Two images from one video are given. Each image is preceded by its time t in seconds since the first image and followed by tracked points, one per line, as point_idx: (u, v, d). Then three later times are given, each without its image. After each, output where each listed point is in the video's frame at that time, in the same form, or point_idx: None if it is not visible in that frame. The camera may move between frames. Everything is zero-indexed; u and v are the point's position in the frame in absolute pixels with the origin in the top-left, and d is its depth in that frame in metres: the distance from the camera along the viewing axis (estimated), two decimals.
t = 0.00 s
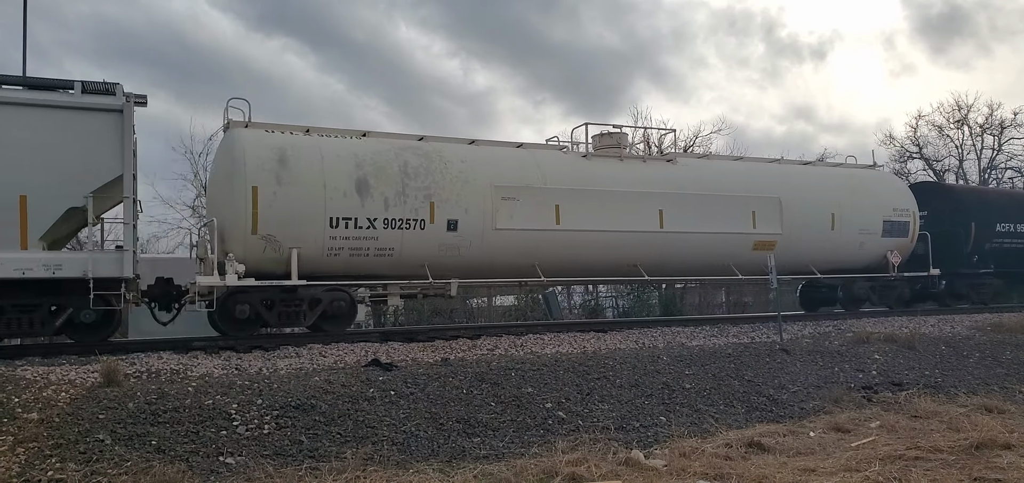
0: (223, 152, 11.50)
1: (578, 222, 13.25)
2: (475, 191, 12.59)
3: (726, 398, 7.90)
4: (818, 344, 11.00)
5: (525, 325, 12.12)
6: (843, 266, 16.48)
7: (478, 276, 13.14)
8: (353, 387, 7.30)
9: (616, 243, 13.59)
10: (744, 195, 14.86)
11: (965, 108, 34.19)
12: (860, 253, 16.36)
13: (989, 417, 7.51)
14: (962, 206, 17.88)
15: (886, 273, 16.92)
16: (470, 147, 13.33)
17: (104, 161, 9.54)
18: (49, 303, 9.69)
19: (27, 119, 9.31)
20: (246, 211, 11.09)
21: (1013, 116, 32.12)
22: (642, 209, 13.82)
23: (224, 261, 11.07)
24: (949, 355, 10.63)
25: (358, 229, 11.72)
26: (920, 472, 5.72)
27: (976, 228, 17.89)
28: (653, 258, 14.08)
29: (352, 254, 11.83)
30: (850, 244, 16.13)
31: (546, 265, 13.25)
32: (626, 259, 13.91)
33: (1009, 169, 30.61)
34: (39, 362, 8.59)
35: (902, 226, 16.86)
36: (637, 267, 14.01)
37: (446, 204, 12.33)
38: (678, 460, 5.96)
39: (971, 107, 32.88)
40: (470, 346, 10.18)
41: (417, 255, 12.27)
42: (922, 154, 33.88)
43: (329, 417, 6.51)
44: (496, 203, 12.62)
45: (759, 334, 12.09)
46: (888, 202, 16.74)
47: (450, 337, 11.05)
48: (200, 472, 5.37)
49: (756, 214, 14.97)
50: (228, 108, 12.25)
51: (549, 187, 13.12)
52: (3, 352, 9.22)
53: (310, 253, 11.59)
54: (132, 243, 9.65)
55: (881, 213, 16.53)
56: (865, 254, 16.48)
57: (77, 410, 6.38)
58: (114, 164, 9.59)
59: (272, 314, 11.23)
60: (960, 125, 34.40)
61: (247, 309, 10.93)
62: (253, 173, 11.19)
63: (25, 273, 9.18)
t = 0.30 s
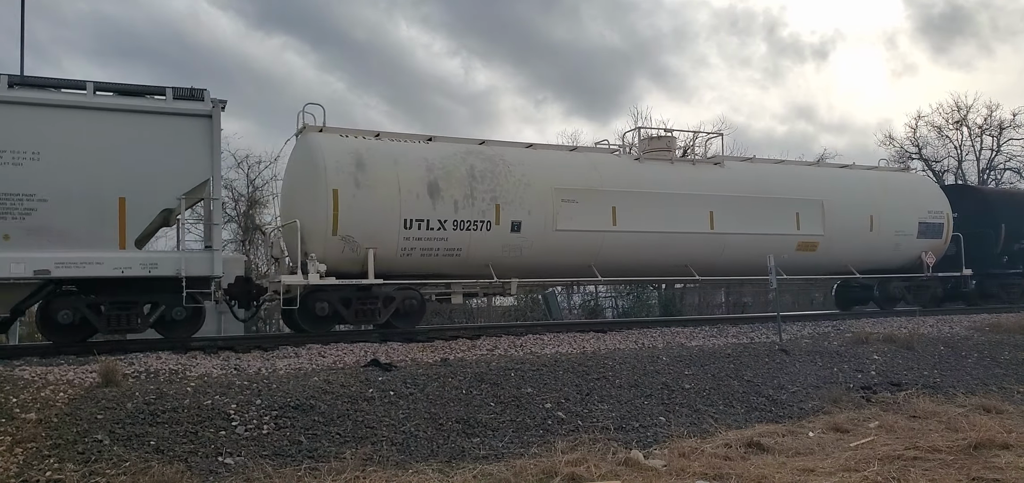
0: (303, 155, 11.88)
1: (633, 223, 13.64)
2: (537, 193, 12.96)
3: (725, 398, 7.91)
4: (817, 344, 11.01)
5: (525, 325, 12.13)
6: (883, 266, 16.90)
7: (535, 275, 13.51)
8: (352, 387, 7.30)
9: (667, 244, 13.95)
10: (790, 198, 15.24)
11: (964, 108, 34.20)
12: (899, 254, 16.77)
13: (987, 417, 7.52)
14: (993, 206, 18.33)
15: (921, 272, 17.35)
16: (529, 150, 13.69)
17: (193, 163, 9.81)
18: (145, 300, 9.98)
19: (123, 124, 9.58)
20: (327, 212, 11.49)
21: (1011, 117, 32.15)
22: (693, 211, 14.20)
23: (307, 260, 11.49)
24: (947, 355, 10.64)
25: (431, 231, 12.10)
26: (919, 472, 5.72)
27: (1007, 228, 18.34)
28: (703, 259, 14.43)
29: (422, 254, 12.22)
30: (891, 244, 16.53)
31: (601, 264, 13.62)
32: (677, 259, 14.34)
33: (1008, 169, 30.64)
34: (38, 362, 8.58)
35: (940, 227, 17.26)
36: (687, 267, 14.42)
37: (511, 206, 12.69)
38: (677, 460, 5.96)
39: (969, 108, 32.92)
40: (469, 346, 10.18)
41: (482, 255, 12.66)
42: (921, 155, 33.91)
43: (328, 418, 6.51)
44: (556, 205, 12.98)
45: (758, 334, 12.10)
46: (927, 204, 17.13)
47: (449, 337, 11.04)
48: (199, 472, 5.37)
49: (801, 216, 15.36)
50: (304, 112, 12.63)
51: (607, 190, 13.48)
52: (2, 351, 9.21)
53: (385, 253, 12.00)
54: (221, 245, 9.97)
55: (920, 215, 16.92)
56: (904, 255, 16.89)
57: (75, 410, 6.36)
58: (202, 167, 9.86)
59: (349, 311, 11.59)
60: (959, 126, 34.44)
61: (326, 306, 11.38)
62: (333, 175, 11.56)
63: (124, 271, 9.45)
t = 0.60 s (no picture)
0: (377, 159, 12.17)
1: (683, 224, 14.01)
2: (596, 195, 13.30)
3: (725, 399, 7.90)
4: (817, 344, 11.02)
5: (525, 325, 12.12)
6: (918, 266, 17.32)
7: (591, 275, 13.83)
8: (352, 387, 7.29)
9: (718, 244, 14.31)
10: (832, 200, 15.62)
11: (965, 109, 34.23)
12: (934, 254, 17.18)
13: (988, 419, 7.51)
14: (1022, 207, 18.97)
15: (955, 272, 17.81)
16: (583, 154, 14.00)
17: (279, 168, 10.32)
18: (233, 298, 10.50)
19: (215, 129, 10.13)
20: (400, 214, 11.77)
21: (1013, 117, 32.12)
22: (741, 212, 14.56)
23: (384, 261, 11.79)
24: (947, 356, 10.63)
25: (497, 232, 12.42)
26: (920, 473, 5.71)
27: None
28: (750, 259, 14.79)
29: (487, 254, 12.54)
30: (927, 245, 16.94)
31: (655, 264, 13.98)
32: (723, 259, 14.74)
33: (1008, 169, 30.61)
34: (38, 361, 8.58)
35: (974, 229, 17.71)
36: (734, 267, 14.78)
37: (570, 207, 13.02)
38: (677, 461, 5.96)
39: (970, 108, 32.94)
40: (469, 346, 10.17)
41: (542, 256, 13.00)
42: (922, 155, 33.89)
43: (327, 417, 6.50)
44: (614, 207, 13.30)
45: (758, 335, 12.09)
46: (961, 206, 17.58)
47: (449, 337, 11.04)
48: (199, 472, 5.36)
49: (842, 218, 15.74)
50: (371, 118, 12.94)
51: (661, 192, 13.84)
52: (2, 351, 9.21)
53: (454, 253, 12.31)
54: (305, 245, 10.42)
55: (954, 216, 17.34)
56: (939, 255, 17.31)
57: (75, 409, 6.36)
58: (287, 171, 10.35)
59: (420, 309, 11.95)
60: (959, 126, 34.41)
61: (400, 304, 11.73)
62: (408, 179, 11.86)
63: (215, 270, 10.01)
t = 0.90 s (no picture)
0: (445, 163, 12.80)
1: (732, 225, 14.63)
2: (652, 197, 13.92)
3: (725, 399, 7.90)
4: (817, 344, 11.03)
5: (525, 325, 12.12)
6: (951, 265, 18.05)
7: (645, 274, 14.48)
8: (351, 387, 7.29)
9: (766, 245, 14.97)
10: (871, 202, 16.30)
11: (965, 109, 34.28)
12: (966, 254, 17.91)
13: (987, 418, 7.51)
14: None
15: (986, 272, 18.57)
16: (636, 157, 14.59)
17: (358, 169, 11.11)
18: (313, 296, 11.31)
19: (302, 135, 10.90)
20: (469, 215, 12.40)
21: (1013, 117, 32.12)
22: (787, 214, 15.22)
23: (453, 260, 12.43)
24: (947, 356, 10.63)
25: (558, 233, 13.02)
26: (919, 473, 5.72)
27: None
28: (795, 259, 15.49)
29: (549, 254, 13.17)
30: (960, 245, 17.64)
31: (706, 264, 14.63)
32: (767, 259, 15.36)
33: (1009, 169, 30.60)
34: (38, 360, 8.58)
35: (1004, 230, 18.45)
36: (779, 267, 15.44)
37: (627, 209, 13.63)
38: (677, 460, 5.96)
39: (970, 108, 32.96)
40: (469, 345, 10.18)
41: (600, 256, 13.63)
42: (922, 155, 33.89)
43: (327, 417, 6.51)
44: (668, 209, 13.92)
45: (758, 334, 12.10)
46: (991, 207, 18.31)
47: (449, 336, 11.04)
48: (198, 471, 5.37)
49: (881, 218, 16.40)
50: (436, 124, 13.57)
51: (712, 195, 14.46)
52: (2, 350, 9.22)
53: (518, 253, 12.95)
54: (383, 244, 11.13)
55: (985, 217, 18.07)
56: (970, 255, 18.02)
57: (75, 408, 6.37)
58: (366, 172, 11.15)
59: (486, 306, 12.73)
60: (959, 126, 34.41)
61: (467, 302, 12.51)
62: (475, 182, 12.48)
63: (299, 268, 10.72)
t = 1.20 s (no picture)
0: (507, 167, 13.41)
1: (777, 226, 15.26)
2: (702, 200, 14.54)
3: (725, 398, 7.91)
4: (816, 344, 11.05)
5: (524, 325, 12.11)
6: (981, 265, 18.75)
7: (694, 273, 15.12)
8: (351, 387, 7.28)
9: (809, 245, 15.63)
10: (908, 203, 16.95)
11: (964, 108, 34.38)
12: (995, 254, 18.59)
13: (986, 418, 7.53)
14: None
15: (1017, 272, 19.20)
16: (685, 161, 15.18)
17: (431, 173, 11.82)
18: (387, 295, 11.99)
19: (378, 141, 11.58)
20: (532, 217, 13.03)
21: (1011, 117, 32.19)
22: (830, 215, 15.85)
23: (516, 260, 13.04)
24: (946, 356, 10.64)
25: (614, 234, 13.65)
26: (918, 472, 5.73)
27: None
28: (835, 259, 16.16)
29: (605, 254, 13.79)
30: (989, 245, 18.34)
31: (752, 264, 15.29)
32: (780, 258, 15.59)
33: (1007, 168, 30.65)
34: (37, 361, 8.56)
35: None
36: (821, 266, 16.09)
37: (679, 211, 14.25)
38: (677, 460, 5.96)
39: (968, 108, 33.06)
40: (469, 346, 10.17)
41: (652, 256, 14.27)
42: (920, 155, 33.95)
43: (327, 417, 6.50)
44: (717, 211, 14.54)
45: (758, 334, 12.10)
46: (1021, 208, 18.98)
47: (449, 337, 11.03)
48: (198, 472, 5.36)
49: (917, 219, 17.05)
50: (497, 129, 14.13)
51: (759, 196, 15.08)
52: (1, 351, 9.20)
53: (576, 254, 13.58)
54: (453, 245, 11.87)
55: (1015, 218, 18.77)
56: (999, 255, 18.70)
57: (75, 409, 6.36)
58: (438, 177, 11.86)
59: (546, 305, 13.47)
60: (958, 126, 34.45)
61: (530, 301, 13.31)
62: (537, 185, 13.11)
63: (375, 268, 11.36)
